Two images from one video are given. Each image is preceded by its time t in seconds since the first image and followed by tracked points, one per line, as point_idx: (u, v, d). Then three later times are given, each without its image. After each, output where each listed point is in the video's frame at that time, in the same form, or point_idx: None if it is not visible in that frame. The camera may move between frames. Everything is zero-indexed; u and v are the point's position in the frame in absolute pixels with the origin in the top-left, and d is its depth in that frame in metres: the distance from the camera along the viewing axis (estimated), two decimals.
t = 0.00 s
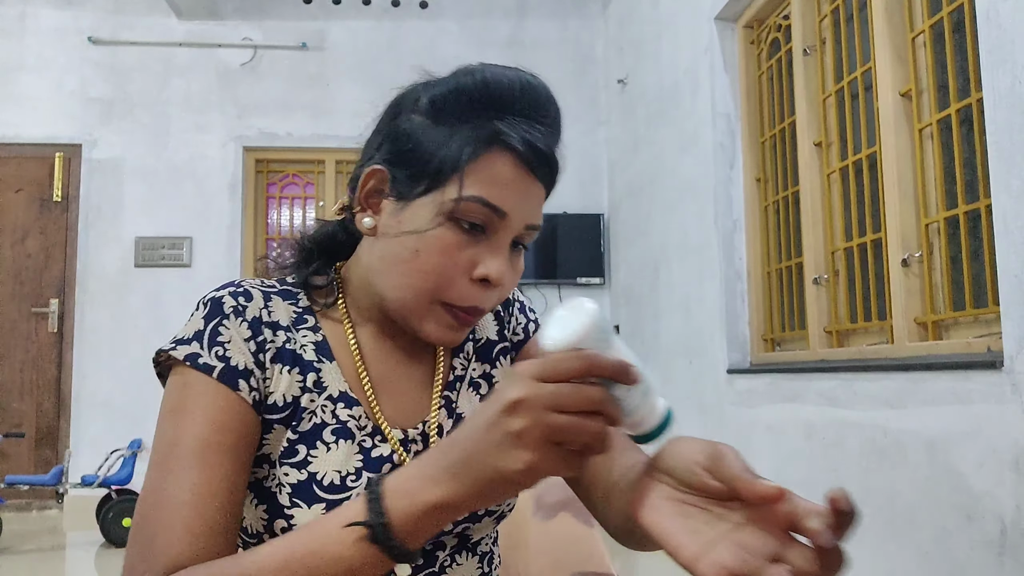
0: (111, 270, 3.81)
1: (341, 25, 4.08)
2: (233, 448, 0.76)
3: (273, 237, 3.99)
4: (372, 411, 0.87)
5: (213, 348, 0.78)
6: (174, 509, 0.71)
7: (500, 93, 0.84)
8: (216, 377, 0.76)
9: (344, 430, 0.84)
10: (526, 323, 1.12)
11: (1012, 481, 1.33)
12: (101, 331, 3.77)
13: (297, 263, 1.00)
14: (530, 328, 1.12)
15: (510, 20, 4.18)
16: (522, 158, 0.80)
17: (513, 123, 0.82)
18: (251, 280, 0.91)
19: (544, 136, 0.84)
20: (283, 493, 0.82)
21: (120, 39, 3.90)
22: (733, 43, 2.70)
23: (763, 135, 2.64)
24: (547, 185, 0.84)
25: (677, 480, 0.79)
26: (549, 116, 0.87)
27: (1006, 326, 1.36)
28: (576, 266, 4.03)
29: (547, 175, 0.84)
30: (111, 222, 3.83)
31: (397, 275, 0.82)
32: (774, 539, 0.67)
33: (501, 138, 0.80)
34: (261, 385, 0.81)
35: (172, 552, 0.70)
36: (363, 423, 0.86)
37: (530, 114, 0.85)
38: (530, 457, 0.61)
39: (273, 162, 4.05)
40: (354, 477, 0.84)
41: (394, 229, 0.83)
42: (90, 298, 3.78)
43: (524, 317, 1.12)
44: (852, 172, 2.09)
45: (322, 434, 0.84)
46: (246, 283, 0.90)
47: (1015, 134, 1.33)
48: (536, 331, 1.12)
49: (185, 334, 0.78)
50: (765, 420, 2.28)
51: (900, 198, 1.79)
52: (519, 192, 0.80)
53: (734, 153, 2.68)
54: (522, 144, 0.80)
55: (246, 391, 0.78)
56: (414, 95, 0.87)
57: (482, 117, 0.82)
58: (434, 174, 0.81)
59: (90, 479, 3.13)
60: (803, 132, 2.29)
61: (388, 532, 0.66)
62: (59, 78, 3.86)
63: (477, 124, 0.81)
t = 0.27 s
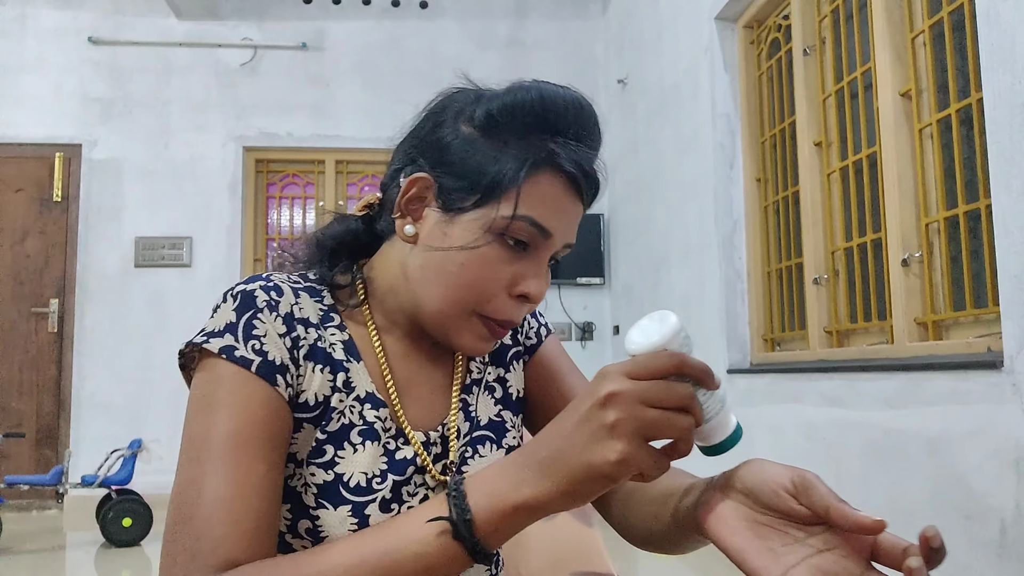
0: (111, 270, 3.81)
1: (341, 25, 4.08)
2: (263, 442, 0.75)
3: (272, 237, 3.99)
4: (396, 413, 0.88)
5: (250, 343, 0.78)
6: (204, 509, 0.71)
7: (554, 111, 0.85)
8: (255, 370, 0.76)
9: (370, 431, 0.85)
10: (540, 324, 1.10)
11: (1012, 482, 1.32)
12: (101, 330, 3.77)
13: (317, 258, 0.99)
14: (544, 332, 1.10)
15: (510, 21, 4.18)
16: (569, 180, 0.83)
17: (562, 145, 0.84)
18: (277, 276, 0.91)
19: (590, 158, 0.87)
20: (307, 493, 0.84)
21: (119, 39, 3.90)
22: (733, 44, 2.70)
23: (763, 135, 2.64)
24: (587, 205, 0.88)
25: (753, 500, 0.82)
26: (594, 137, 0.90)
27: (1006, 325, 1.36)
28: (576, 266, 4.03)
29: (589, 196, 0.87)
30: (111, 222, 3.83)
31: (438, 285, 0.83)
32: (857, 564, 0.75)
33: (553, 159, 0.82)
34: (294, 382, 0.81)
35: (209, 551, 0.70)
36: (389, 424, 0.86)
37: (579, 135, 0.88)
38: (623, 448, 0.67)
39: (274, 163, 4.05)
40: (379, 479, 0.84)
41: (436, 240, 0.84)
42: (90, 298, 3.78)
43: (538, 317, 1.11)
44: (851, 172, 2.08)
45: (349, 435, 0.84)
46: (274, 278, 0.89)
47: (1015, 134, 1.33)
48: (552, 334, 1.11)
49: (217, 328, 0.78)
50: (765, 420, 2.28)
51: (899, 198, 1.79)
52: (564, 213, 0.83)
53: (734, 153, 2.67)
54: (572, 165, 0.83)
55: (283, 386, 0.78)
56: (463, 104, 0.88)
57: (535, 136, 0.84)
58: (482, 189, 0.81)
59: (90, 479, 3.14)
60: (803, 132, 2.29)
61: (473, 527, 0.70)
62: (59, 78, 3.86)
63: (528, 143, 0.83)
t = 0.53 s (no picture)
0: (111, 270, 3.81)
1: (341, 25, 4.08)
2: (270, 438, 0.75)
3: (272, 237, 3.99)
4: (402, 412, 0.88)
5: (261, 339, 0.78)
6: (213, 507, 0.71)
7: (569, 117, 0.85)
8: (266, 367, 0.77)
9: (377, 430, 0.85)
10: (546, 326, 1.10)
11: (1012, 482, 1.32)
12: (101, 331, 3.77)
13: (326, 257, 0.99)
14: (550, 334, 1.09)
15: (510, 21, 4.18)
16: (581, 187, 0.83)
17: (575, 151, 0.84)
18: (287, 273, 0.91)
19: (603, 165, 0.87)
20: (313, 491, 0.84)
21: (119, 39, 3.89)
22: (733, 44, 2.70)
23: (763, 135, 2.64)
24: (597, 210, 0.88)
25: (769, 497, 0.82)
26: (608, 143, 0.90)
27: (1006, 325, 1.36)
28: (576, 266, 4.04)
29: (600, 202, 0.87)
30: (111, 222, 3.83)
31: (449, 289, 0.84)
32: (871, 559, 0.75)
33: (566, 165, 0.82)
34: (303, 380, 0.81)
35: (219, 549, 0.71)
36: (395, 424, 0.86)
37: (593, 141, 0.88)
38: (636, 454, 0.67)
39: (274, 163, 4.05)
40: (384, 478, 0.84)
41: (447, 243, 0.84)
42: (90, 298, 3.78)
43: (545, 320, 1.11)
44: (851, 172, 2.09)
45: (356, 434, 0.84)
46: (284, 275, 0.90)
47: (1015, 134, 1.33)
48: (558, 337, 1.11)
49: (228, 323, 0.79)
50: (765, 421, 2.28)
51: (899, 198, 1.79)
52: (574, 218, 0.83)
53: (734, 153, 2.67)
54: (584, 173, 0.83)
55: (292, 383, 0.79)
56: (476, 107, 0.87)
57: (549, 142, 0.84)
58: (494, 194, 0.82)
59: (90, 479, 3.14)
60: (803, 132, 2.29)
61: (484, 532, 0.70)
62: (59, 78, 3.86)
63: (542, 150, 0.83)
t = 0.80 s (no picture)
0: (111, 270, 3.81)
1: (341, 25, 4.08)
2: (269, 442, 0.75)
3: (272, 237, 3.99)
4: (401, 412, 0.89)
5: (257, 340, 0.78)
6: (214, 508, 0.71)
7: (555, 105, 0.85)
8: (262, 369, 0.77)
9: (375, 430, 0.85)
10: (547, 328, 1.10)
11: (1013, 482, 1.32)
12: (101, 331, 3.77)
13: (325, 255, 0.99)
14: (550, 337, 1.09)
15: (509, 21, 4.18)
16: (570, 173, 0.83)
17: (563, 138, 0.84)
18: (285, 272, 0.91)
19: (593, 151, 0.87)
20: (311, 491, 0.83)
21: (119, 40, 3.89)
22: (733, 44, 2.70)
23: (762, 135, 2.64)
24: (588, 198, 0.88)
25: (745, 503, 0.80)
26: (598, 131, 0.90)
27: (1005, 326, 1.36)
28: (576, 266, 4.04)
29: (590, 189, 0.87)
30: (111, 222, 3.83)
31: (441, 280, 0.83)
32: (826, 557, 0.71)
33: (553, 151, 0.82)
34: (300, 380, 0.81)
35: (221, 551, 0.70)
36: (393, 424, 0.86)
37: (582, 128, 0.87)
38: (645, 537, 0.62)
39: (274, 163, 4.05)
40: (382, 478, 0.83)
41: (437, 233, 0.84)
42: (90, 298, 3.78)
43: (546, 323, 1.10)
44: (851, 172, 2.09)
45: (354, 434, 0.84)
46: (282, 275, 0.90)
47: (1015, 134, 1.33)
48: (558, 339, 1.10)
49: (224, 325, 0.78)
50: (765, 421, 2.28)
51: (899, 198, 1.79)
52: (564, 204, 0.83)
53: (734, 153, 2.68)
54: (573, 158, 0.83)
55: (290, 384, 0.78)
56: (463, 99, 0.87)
57: (535, 129, 0.84)
58: (483, 182, 0.82)
59: (90, 479, 3.13)
60: (803, 133, 2.29)
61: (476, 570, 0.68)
62: (59, 78, 3.86)
63: (528, 138, 0.83)
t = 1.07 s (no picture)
0: (111, 270, 3.81)
1: (341, 25, 4.08)
2: (272, 441, 0.76)
3: (272, 238, 3.99)
4: (399, 412, 0.89)
5: (254, 341, 0.78)
6: (209, 515, 0.72)
7: (534, 91, 0.86)
8: (260, 369, 0.77)
9: (371, 431, 0.85)
10: (548, 332, 1.10)
11: (1012, 482, 1.32)
12: (101, 330, 3.77)
13: (325, 254, 1.00)
14: (551, 340, 1.09)
15: (509, 21, 4.18)
16: (553, 157, 0.83)
17: (546, 124, 0.84)
18: (282, 271, 0.91)
19: (576, 136, 0.87)
20: (308, 492, 0.83)
21: (120, 40, 3.89)
22: (733, 44, 2.70)
23: (763, 135, 2.64)
24: (576, 185, 0.88)
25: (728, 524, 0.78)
26: (581, 117, 0.90)
27: (1005, 325, 1.36)
28: (576, 266, 4.04)
29: (576, 174, 0.87)
30: (111, 222, 3.83)
31: (430, 271, 0.83)
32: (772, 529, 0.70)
33: (534, 136, 0.83)
34: (298, 382, 0.81)
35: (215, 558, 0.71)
36: (389, 425, 0.86)
37: (563, 114, 0.88)
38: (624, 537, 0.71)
39: (274, 163, 4.05)
40: (378, 480, 0.83)
41: (425, 225, 0.84)
42: (90, 298, 3.78)
43: (547, 327, 1.11)
44: (851, 172, 2.09)
45: (351, 435, 0.84)
46: (279, 274, 0.89)
47: (1015, 133, 1.33)
48: (558, 343, 1.10)
49: (221, 325, 0.78)
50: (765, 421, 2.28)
51: (899, 198, 1.79)
52: (550, 189, 0.83)
53: (734, 153, 2.68)
54: (555, 142, 0.83)
55: (288, 385, 0.79)
56: (447, 92, 0.88)
57: (516, 116, 0.84)
58: (467, 171, 0.82)
59: (90, 479, 3.13)
60: (803, 133, 2.29)
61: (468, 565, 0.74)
62: (59, 78, 3.86)
63: (511, 124, 0.83)
